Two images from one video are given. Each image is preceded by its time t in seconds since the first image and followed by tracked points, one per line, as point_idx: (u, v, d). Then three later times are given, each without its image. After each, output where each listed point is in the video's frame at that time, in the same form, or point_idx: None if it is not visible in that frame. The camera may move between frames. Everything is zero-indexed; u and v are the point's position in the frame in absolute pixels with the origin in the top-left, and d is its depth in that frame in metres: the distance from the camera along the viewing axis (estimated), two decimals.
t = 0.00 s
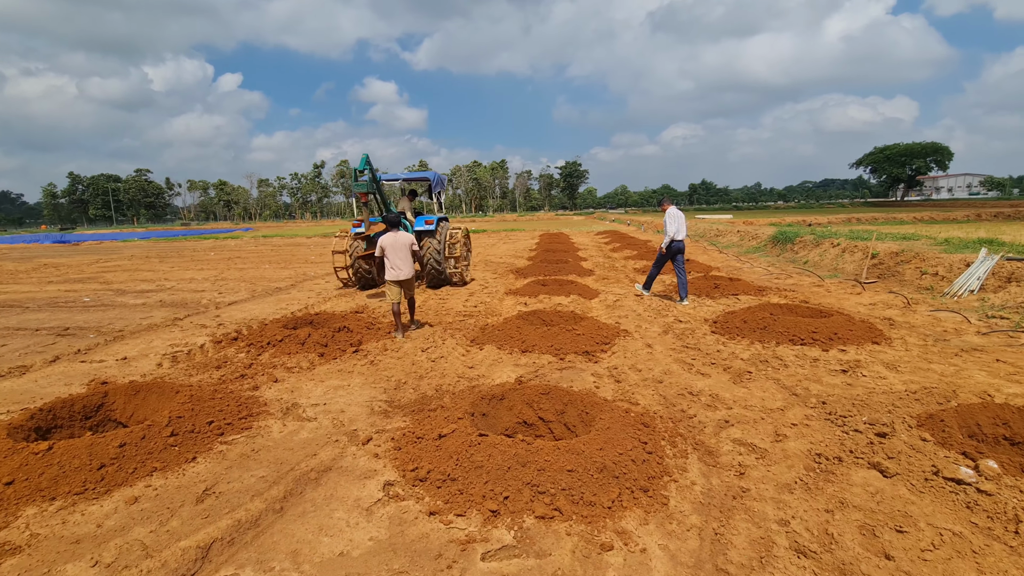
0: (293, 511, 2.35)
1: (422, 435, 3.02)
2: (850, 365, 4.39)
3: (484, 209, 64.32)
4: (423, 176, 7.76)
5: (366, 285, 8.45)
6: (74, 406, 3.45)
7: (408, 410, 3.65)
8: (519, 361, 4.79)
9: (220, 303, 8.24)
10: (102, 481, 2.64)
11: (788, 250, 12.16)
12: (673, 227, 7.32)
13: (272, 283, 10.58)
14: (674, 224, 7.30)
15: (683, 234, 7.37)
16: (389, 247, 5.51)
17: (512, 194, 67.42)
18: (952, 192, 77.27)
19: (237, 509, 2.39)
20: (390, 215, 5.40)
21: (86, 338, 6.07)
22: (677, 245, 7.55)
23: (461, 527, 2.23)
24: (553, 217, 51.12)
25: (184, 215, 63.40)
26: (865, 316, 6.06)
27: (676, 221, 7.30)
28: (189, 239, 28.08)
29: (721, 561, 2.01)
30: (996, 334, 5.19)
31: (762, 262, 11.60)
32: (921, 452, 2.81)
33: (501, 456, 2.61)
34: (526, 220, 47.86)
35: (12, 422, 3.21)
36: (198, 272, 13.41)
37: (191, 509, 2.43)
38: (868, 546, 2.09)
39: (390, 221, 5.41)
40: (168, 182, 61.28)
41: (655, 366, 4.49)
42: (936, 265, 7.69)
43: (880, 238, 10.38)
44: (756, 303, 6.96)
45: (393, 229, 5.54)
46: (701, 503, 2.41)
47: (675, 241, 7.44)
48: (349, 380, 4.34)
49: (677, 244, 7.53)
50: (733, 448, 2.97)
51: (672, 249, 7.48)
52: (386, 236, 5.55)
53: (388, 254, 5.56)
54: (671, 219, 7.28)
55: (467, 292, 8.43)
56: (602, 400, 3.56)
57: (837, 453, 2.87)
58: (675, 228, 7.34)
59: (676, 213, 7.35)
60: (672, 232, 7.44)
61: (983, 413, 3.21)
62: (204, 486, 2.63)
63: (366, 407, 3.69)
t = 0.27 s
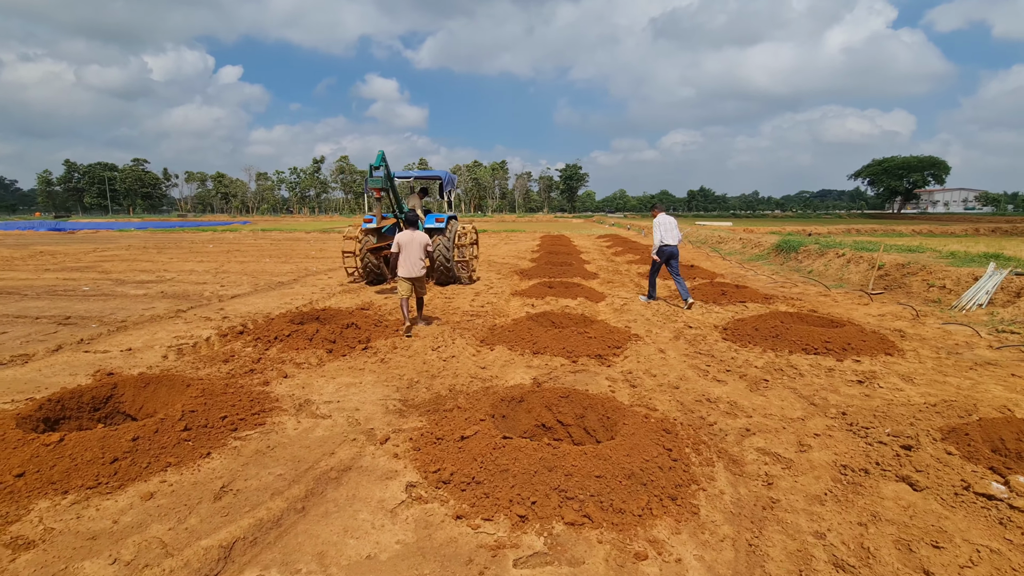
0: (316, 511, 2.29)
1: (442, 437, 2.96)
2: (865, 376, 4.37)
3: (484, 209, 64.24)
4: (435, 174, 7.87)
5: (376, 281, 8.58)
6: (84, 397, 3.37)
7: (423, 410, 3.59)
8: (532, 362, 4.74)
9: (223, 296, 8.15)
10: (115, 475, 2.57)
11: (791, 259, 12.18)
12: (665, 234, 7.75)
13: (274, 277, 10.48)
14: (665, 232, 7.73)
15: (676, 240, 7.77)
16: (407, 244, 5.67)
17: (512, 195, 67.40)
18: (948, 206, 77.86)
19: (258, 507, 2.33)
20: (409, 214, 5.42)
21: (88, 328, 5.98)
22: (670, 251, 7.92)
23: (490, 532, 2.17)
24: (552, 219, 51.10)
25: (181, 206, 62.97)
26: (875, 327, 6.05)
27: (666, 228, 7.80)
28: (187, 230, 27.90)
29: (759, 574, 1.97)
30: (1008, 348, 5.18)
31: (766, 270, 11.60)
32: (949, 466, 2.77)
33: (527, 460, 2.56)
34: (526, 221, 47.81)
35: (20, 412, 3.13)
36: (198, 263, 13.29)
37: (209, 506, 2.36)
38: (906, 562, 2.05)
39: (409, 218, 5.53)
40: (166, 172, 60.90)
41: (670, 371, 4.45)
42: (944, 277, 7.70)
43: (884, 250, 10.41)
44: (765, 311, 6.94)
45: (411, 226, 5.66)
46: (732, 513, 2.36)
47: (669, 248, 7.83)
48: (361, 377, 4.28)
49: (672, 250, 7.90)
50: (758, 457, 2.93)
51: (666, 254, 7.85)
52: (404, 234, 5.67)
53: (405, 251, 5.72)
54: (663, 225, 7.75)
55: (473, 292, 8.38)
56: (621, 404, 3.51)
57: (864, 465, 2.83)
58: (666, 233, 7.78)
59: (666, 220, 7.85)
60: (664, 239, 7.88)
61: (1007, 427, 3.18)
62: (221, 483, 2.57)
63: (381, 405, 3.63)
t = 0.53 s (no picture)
0: (348, 523, 2.23)
1: (468, 444, 2.90)
2: (887, 381, 4.33)
3: (482, 212, 64.22)
4: (444, 178, 8.09)
5: (383, 282, 8.79)
6: (99, 404, 3.30)
7: (444, 416, 3.53)
8: (548, 367, 4.69)
9: (229, 299, 8.07)
10: (137, 485, 2.50)
11: (796, 261, 12.16)
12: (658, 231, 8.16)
13: (279, 280, 10.41)
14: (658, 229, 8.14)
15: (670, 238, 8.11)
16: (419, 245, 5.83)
17: (510, 197, 67.40)
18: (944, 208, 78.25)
19: (288, 519, 2.27)
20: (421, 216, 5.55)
21: (94, 332, 5.90)
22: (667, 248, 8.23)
23: (528, 544, 2.11)
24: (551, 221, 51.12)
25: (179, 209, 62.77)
26: (889, 331, 6.01)
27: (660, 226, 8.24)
28: (186, 232, 27.78)
29: None
30: None
31: (772, 272, 11.58)
32: (986, 473, 2.73)
33: (560, 469, 2.50)
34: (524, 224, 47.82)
35: (35, 419, 3.06)
36: (200, 266, 13.20)
37: (236, 518, 2.29)
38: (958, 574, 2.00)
39: (421, 219, 5.65)
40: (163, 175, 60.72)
41: (689, 375, 4.40)
42: (954, 280, 7.68)
43: (890, 252, 10.41)
44: (776, 314, 6.90)
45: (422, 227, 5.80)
46: (772, 523, 2.31)
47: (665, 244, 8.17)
48: (377, 383, 4.21)
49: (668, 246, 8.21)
50: (790, 464, 2.88)
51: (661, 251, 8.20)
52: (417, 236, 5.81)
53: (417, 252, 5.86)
54: (656, 223, 8.21)
55: (480, 295, 8.33)
56: (646, 410, 3.46)
57: (898, 472, 2.79)
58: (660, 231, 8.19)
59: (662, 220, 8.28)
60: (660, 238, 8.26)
61: None
62: (246, 493, 2.50)
63: (401, 412, 3.57)
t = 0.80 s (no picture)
0: (372, 537, 2.15)
1: (490, 453, 2.81)
2: (908, 386, 4.25)
3: (481, 213, 64.10)
4: (452, 180, 8.38)
5: (390, 283, 8.85)
6: (108, 411, 3.21)
7: (461, 423, 3.44)
8: (562, 371, 4.60)
9: (232, 302, 7.97)
10: (150, 497, 2.41)
11: (802, 263, 12.09)
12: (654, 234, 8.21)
13: (282, 282, 10.31)
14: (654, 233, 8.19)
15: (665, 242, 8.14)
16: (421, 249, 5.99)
17: (509, 199, 67.29)
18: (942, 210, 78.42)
19: (309, 533, 2.18)
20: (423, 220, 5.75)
21: (98, 335, 5.80)
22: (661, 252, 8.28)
23: (561, 560, 2.03)
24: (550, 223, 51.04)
25: (177, 210, 62.49)
26: (904, 334, 5.95)
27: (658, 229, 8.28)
28: (185, 233, 27.57)
29: None
30: None
31: (778, 274, 11.51)
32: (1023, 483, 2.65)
33: (589, 480, 2.42)
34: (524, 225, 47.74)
35: (42, 427, 2.96)
36: (201, 268, 13.09)
37: (255, 532, 2.21)
38: None
39: (423, 224, 5.81)
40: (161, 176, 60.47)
41: (707, 380, 4.32)
42: (965, 283, 7.62)
43: (897, 254, 10.35)
44: (787, 317, 6.83)
45: (425, 232, 5.98)
46: (811, 536, 2.23)
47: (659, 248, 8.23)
48: (390, 388, 4.11)
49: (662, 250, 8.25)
50: (821, 474, 2.80)
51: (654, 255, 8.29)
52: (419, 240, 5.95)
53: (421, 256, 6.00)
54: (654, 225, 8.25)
55: (486, 299, 8.25)
56: (668, 416, 3.38)
57: (933, 482, 2.71)
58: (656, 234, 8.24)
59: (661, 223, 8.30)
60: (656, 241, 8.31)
61: None
62: (263, 505, 2.41)
63: (417, 418, 3.48)
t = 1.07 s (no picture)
0: (393, 558, 1.99)
1: (512, 463, 2.66)
2: (938, 388, 4.10)
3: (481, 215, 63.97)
4: (459, 182, 8.60)
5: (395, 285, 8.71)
6: (107, 420, 3.05)
7: (477, 431, 3.28)
8: (577, 375, 4.44)
9: (234, 306, 7.81)
10: (152, 514, 2.25)
11: (810, 263, 11.94)
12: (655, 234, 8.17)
13: (284, 285, 10.16)
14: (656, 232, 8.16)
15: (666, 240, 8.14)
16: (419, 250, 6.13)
17: (509, 201, 67.22)
18: (943, 209, 78.29)
19: (324, 554, 2.03)
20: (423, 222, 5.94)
21: (97, 341, 5.65)
22: (661, 250, 8.34)
23: None
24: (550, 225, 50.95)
25: (177, 214, 62.36)
26: (924, 334, 5.79)
27: (658, 227, 8.24)
28: (184, 238, 27.38)
29: None
30: None
31: (786, 273, 11.35)
32: None
33: (623, 493, 2.26)
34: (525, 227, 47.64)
35: (38, 438, 2.80)
36: (201, 272, 12.93)
37: (265, 552, 2.05)
38: None
39: (422, 226, 5.99)
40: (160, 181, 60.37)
41: (729, 383, 4.17)
42: (981, 281, 7.47)
43: (908, 253, 10.21)
44: (802, 317, 6.68)
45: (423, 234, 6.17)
46: (864, 554, 2.07)
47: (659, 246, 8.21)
48: (400, 394, 3.95)
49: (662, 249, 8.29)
50: (863, 484, 2.65)
51: (654, 254, 8.32)
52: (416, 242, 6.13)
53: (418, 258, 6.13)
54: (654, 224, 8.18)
55: (493, 301, 8.11)
56: (696, 422, 3.22)
57: (982, 491, 2.56)
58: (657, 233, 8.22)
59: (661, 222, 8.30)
60: (656, 239, 8.31)
61: None
62: (272, 522, 2.26)
63: (430, 426, 3.32)
